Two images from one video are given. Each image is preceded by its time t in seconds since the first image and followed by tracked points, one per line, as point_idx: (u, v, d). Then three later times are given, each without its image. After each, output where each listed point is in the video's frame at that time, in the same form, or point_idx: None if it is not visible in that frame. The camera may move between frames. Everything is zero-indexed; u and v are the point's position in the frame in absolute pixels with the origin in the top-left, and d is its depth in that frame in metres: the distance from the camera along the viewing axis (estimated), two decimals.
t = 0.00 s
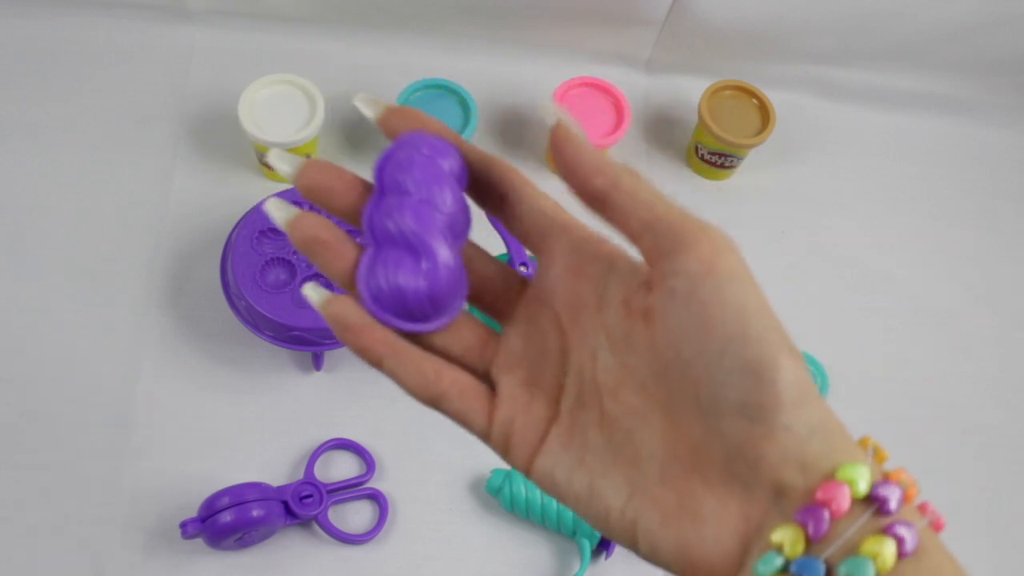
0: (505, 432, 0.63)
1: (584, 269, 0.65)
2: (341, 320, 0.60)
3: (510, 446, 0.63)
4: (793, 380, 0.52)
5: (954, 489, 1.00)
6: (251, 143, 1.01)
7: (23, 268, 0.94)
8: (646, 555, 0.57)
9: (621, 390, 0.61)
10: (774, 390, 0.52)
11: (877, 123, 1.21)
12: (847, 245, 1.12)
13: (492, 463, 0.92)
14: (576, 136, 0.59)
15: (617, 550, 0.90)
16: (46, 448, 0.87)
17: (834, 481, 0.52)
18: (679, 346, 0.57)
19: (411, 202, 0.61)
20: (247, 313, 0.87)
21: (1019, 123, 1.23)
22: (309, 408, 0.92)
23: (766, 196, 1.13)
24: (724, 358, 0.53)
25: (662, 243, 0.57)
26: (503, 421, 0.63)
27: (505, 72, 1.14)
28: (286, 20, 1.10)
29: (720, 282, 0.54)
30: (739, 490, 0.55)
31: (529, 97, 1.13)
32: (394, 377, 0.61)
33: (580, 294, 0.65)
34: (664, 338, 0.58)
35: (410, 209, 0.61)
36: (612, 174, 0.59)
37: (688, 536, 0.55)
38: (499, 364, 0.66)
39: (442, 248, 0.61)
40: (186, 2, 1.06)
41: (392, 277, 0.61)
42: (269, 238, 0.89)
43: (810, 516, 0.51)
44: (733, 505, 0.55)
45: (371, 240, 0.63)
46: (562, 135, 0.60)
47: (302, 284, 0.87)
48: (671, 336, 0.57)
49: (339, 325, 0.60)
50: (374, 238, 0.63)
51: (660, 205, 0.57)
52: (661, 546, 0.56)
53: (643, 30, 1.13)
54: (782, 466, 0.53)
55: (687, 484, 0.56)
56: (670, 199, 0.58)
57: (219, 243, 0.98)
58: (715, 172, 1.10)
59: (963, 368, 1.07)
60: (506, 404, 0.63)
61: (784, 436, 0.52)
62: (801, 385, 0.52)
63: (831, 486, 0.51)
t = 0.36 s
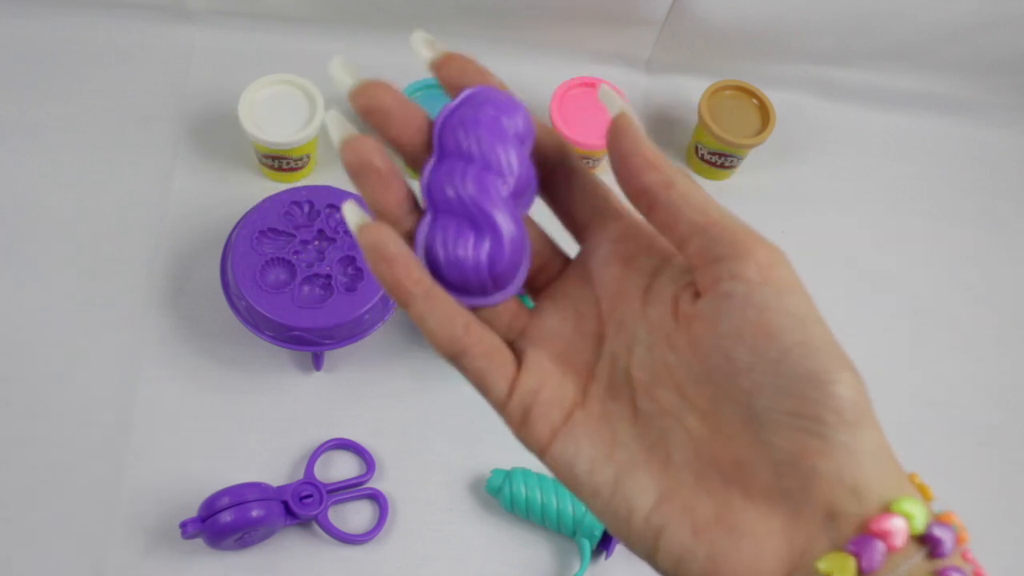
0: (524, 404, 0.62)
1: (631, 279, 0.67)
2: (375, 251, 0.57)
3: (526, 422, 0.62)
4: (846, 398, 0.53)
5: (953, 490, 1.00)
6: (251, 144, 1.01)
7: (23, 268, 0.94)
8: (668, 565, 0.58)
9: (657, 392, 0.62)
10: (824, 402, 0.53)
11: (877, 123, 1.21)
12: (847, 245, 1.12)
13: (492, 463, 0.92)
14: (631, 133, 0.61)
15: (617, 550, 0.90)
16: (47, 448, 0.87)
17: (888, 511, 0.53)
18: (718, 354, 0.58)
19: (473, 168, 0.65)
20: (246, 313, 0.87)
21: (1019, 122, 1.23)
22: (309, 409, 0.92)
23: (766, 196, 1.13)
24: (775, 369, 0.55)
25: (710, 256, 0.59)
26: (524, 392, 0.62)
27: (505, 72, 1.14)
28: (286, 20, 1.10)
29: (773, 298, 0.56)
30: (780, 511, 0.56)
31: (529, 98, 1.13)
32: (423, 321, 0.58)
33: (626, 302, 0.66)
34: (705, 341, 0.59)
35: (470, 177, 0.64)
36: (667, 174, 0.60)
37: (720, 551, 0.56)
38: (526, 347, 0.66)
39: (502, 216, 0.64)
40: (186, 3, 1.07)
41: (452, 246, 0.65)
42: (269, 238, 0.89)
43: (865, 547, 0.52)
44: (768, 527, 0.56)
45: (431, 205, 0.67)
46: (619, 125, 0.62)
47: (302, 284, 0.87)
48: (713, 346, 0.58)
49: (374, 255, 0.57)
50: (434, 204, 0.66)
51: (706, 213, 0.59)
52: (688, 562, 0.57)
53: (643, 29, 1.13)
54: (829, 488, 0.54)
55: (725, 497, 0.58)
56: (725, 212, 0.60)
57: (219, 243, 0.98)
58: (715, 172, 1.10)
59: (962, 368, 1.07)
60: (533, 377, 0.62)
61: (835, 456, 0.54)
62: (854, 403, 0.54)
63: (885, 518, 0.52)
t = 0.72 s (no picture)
0: (523, 434, 0.61)
1: (630, 321, 0.65)
2: (382, 260, 0.58)
3: (522, 454, 0.61)
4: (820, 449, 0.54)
5: (953, 489, 1.00)
6: (251, 144, 1.01)
7: (23, 268, 0.94)
8: None
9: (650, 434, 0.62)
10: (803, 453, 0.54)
11: (877, 123, 1.21)
12: (847, 245, 1.12)
13: (492, 463, 0.92)
14: (594, 196, 0.63)
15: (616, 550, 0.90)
16: (46, 448, 0.87)
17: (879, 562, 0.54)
18: (686, 413, 0.58)
19: (501, 187, 0.64)
20: (246, 313, 0.87)
21: (1019, 122, 1.23)
22: (309, 409, 0.92)
23: (766, 196, 1.13)
24: (755, 423, 0.55)
25: (677, 314, 0.58)
26: (524, 422, 0.61)
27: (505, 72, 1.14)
28: (286, 20, 1.10)
29: (744, 355, 0.55)
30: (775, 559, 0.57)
31: (528, 99, 1.13)
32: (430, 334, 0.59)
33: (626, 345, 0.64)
34: (677, 397, 0.59)
35: (498, 196, 0.63)
36: (619, 243, 0.62)
37: None
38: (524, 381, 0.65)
39: (529, 233, 0.64)
40: (186, 3, 1.07)
41: (475, 264, 0.64)
42: (269, 238, 0.89)
43: None
44: None
45: (454, 224, 0.66)
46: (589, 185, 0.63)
47: (302, 284, 0.87)
48: (687, 400, 0.58)
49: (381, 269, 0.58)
50: (459, 222, 0.65)
51: (666, 278, 0.59)
52: None
53: (643, 30, 1.13)
54: (822, 535, 0.54)
55: (717, 540, 0.58)
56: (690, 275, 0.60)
57: (219, 243, 0.98)
58: (716, 172, 1.10)
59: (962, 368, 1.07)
60: (532, 408, 0.62)
61: (825, 503, 0.54)
62: (838, 450, 0.54)
63: (879, 567, 0.53)
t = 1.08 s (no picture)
0: (507, 417, 0.61)
1: (620, 306, 0.65)
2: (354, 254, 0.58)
3: (506, 436, 0.61)
4: (808, 439, 0.54)
5: (953, 489, 1.00)
6: (251, 144, 1.01)
7: (23, 268, 0.94)
8: None
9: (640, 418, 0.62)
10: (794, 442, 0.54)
11: (877, 123, 1.21)
12: (847, 245, 1.12)
13: (492, 463, 0.92)
14: (567, 186, 0.64)
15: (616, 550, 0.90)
16: (46, 448, 0.87)
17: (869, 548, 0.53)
18: (673, 402, 0.59)
19: (495, 195, 0.63)
20: (247, 313, 0.87)
21: (1019, 122, 1.23)
22: (309, 409, 0.92)
23: (766, 196, 1.13)
24: (744, 413, 0.54)
25: (657, 304, 0.57)
26: (507, 404, 0.61)
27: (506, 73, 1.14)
28: (286, 20, 1.10)
29: (736, 343, 0.55)
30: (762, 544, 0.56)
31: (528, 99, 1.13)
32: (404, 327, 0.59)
33: (615, 327, 0.65)
34: (665, 384, 0.59)
35: (487, 202, 0.63)
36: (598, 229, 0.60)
37: None
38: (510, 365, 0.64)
39: (516, 244, 0.63)
40: (186, 2, 1.06)
41: (458, 269, 0.63)
42: (269, 237, 0.89)
43: None
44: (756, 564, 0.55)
45: (445, 225, 0.65)
46: (562, 173, 0.65)
47: (302, 284, 0.87)
48: (676, 389, 0.58)
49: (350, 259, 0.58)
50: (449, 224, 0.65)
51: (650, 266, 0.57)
52: None
53: (643, 30, 1.13)
54: (811, 522, 0.54)
55: (706, 526, 0.57)
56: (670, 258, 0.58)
57: (219, 243, 0.98)
58: (716, 172, 1.10)
59: (962, 367, 1.07)
60: (517, 392, 0.61)
61: (815, 493, 0.54)
62: (827, 440, 0.54)
63: (868, 552, 0.52)
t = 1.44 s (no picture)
0: (504, 395, 0.60)
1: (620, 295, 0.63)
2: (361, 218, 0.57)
3: (501, 417, 0.61)
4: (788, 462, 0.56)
5: (954, 489, 1.00)
6: (251, 144, 1.01)
7: (23, 267, 0.94)
8: None
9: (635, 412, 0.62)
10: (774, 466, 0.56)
11: (877, 123, 1.21)
12: (847, 245, 1.12)
13: (492, 463, 0.92)
14: (581, 165, 0.57)
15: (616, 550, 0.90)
16: (46, 448, 0.87)
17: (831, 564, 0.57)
18: (666, 412, 0.59)
19: (503, 149, 0.58)
20: (247, 313, 0.87)
21: (1019, 122, 1.23)
22: (309, 408, 0.92)
23: (766, 195, 1.13)
24: (732, 436, 0.56)
25: (654, 317, 0.57)
26: (506, 381, 0.61)
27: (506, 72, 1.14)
28: (286, 20, 1.10)
29: (729, 370, 0.55)
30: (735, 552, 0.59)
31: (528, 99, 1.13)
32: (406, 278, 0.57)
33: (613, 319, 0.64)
34: (657, 393, 0.59)
35: (492, 155, 0.57)
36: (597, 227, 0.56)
37: None
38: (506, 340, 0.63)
39: (510, 202, 0.57)
40: (186, 3, 1.07)
41: (444, 217, 0.57)
42: (269, 237, 0.89)
43: None
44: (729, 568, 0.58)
45: (445, 170, 0.60)
46: (575, 146, 0.58)
47: (302, 284, 0.87)
48: (669, 403, 0.58)
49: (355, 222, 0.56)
50: (448, 167, 0.59)
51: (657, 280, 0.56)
52: None
53: (643, 30, 1.13)
54: (783, 538, 0.57)
55: (684, 529, 0.60)
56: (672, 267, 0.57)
57: (219, 243, 0.98)
58: (716, 172, 1.10)
59: (961, 367, 1.07)
60: (516, 370, 0.61)
61: (790, 510, 0.56)
62: (802, 464, 0.56)
63: (830, 567, 0.56)
